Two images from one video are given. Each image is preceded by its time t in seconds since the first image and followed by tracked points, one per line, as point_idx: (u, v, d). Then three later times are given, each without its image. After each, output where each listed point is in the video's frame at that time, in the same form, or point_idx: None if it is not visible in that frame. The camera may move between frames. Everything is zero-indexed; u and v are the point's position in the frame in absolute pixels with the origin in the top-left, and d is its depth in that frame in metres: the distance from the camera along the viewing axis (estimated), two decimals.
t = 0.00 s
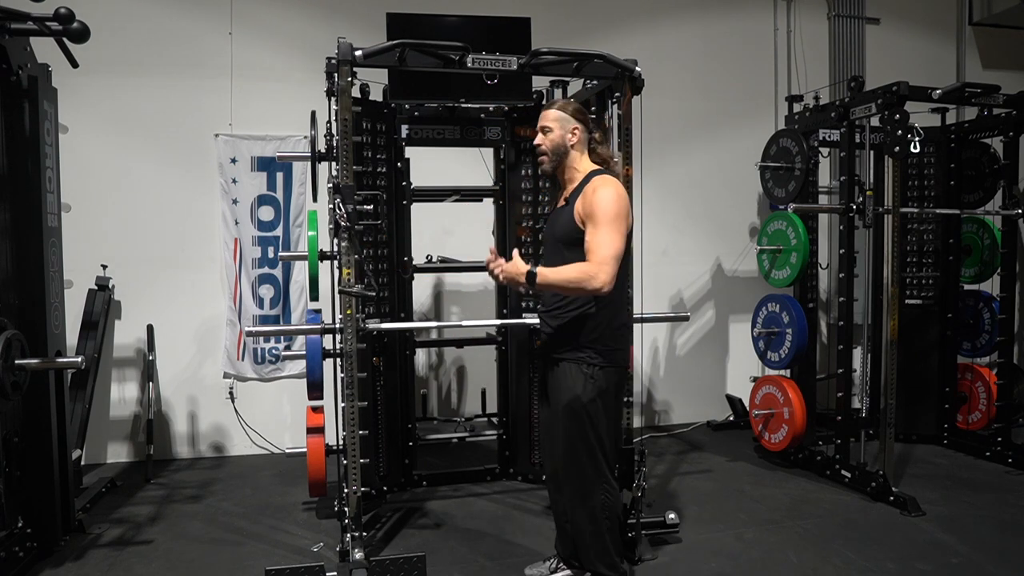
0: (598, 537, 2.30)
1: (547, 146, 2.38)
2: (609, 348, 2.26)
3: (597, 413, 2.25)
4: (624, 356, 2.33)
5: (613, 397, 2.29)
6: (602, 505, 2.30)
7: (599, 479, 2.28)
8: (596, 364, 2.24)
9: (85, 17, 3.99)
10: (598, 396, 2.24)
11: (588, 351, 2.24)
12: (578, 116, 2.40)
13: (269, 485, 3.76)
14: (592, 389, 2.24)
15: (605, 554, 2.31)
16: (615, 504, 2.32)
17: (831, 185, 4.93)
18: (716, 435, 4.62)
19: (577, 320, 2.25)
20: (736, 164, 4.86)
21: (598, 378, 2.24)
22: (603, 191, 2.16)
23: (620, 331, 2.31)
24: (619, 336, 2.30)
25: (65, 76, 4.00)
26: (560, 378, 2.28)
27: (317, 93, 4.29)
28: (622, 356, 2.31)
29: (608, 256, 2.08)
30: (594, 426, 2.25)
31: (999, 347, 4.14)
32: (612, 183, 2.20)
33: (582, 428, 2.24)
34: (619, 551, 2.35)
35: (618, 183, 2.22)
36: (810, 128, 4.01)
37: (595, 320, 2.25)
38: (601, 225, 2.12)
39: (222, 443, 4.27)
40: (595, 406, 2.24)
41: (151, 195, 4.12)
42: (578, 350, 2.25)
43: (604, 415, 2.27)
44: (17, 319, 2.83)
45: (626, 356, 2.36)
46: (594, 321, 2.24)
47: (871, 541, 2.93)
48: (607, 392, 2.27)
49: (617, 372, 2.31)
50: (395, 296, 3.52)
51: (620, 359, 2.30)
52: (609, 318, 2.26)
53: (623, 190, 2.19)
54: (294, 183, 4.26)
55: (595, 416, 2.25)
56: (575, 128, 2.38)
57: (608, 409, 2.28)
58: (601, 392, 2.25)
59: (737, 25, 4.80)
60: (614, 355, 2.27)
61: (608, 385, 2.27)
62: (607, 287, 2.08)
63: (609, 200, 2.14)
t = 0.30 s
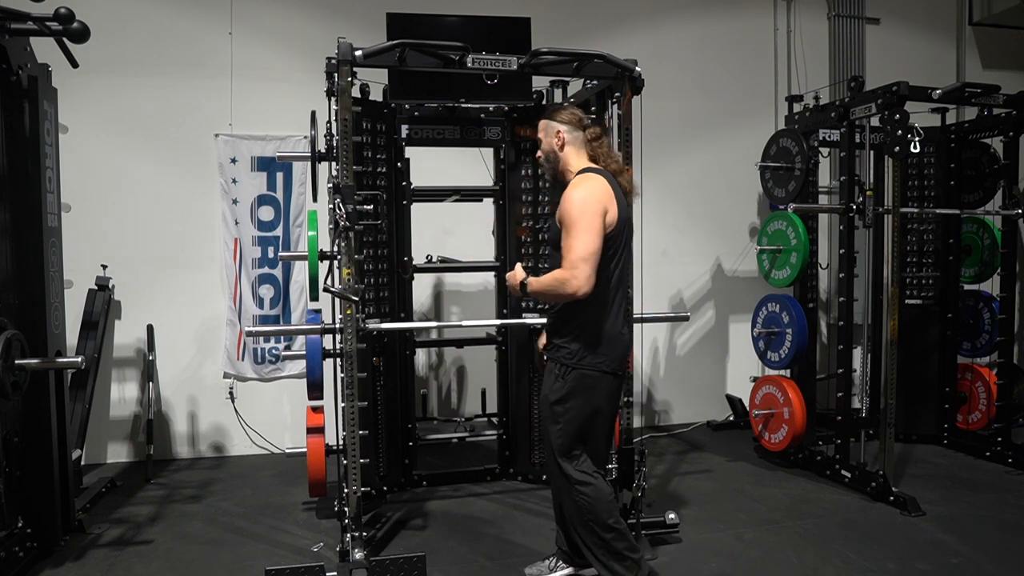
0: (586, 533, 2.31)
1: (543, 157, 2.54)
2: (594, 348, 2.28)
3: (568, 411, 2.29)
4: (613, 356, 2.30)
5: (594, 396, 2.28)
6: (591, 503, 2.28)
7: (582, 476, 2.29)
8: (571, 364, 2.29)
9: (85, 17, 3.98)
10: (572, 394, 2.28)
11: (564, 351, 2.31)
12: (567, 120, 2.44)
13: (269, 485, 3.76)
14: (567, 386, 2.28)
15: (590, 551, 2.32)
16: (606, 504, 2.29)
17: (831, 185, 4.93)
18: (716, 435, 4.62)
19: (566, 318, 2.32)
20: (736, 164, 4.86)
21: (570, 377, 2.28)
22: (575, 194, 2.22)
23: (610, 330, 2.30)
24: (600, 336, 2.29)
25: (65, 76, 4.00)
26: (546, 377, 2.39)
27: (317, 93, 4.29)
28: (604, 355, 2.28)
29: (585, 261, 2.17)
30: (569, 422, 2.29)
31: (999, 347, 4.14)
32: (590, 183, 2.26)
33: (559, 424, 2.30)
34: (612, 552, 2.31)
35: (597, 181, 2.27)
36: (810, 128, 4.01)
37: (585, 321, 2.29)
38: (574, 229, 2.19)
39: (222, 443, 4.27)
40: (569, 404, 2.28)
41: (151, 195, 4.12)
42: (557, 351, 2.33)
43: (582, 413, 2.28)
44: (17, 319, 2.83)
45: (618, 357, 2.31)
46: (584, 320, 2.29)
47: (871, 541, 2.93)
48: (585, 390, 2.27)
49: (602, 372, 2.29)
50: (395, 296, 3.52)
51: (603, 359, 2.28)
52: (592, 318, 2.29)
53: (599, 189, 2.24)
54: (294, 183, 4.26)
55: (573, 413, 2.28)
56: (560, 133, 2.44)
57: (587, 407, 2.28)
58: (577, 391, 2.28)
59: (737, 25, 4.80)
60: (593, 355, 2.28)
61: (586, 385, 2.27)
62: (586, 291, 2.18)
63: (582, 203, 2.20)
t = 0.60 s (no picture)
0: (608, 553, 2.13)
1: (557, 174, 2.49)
2: (615, 356, 2.07)
3: (588, 422, 2.11)
4: (636, 364, 2.06)
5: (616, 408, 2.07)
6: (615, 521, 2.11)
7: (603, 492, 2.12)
8: (591, 371, 2.10)
9: (86, 17, 3.99)
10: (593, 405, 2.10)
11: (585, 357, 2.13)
12: (562, 141, 2.39)
13: (269, 485, 3.76)
14: (589, 396, 2.11)
15: (611, 573, 2.13)
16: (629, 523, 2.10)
17: (831, 185, 4.92)
18: (716, 436, 4.62)
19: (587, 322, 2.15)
20: (736, 164, 4.86)
21: (592, 385, 2.11)
22: (549, 202, 2.15)
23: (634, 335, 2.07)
24: (623, 342, 2.07)
25: (65, 76, 4.01)
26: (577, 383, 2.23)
27: (317, 93, 4.29)
28: (627, 363, 2.06)
29: (538, 273, 2.14)
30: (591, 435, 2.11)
31: (1000, 347, 4.14)
32: (569, 191, 2.15)
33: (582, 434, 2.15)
34: None
35: (579, 190, 2.14)
36: (810, 128, 4.01)
37: (605, 325, 2.09)
38: (538, 238, 2.15)
39: (222, 443, 4.27)
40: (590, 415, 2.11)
41: (151, 195, 4.12)
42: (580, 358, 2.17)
43: (604, 426, 2.09)
44: (17, 319, 2.83)
45: (644, 364, 2.08)
46: (604, 325, 2.10)
47: (871, 541, 2.93)
48: (607, 401, 2.08)
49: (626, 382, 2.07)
50: (395, 295, 3.52)
51: (626, 368, 2.06)
52: (614, 322, 2.08)
53: (575, 199, 2.12)
54: (295, 183, 4.26)
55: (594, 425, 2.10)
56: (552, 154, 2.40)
57: (609, 420, 2.08)
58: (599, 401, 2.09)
59: (737, 25, 4.80)
60: (615, 362, 2.07)
61: (608, 395, 2.08)
62: (535, 304, 2.16)
63: (549, 213, 2.13)
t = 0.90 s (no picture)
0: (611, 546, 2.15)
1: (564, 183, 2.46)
2: (626, 355, 2.09)
3: (603, 420, 2.11)
4: (648, 362, 2.06)
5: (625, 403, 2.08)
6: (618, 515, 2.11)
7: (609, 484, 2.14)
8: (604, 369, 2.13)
9: (86, 17, 3.99)
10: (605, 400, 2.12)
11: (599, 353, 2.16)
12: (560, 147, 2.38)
13: (269, 485, 3.76)
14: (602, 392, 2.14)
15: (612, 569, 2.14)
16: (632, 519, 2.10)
17: (831, 185, 4.92)
18: (716, 436, 4.62)
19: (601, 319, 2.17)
20: (736, 164, 4.86)
21: (604, 384, 2.13)
22: (551, 217, 2.15)
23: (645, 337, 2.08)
24: (635, 342, 2.07)
25: (65, 76, 4.01)
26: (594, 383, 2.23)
27: (317, 93, 4.28)
28: (639, 362, 2.06)
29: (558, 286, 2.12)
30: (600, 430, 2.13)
31: (1000, 347, 4.14)
32: (568, 202, 2.16)
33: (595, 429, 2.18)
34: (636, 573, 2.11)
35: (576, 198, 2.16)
36: (810, 128, 4.01)
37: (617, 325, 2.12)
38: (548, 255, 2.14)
39: (222, 443, 4.27)
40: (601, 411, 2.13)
41: (151, 195, 4.12)
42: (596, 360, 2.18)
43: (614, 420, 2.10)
44: (17, 319, 2.83)
45: (658, 362, 2.07)
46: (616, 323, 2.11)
47: (871, 541, 2.93)
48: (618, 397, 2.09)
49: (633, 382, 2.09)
50: (395, 296, 3.52)
51: (638, 368, 2.07)
52: (627, 321, 2.09)
53: (574, 208, 2.13)
54: (295, 183, 4.26)
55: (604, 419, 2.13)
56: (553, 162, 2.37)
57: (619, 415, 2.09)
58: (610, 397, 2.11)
59: (737, 25, 4.80)
60: (624, 360, 2.09)
61: (621, 393, 2.09)
62: (562, 318, 2.15)
63: (555, 226, 2.12)
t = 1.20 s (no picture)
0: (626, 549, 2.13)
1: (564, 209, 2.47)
2: (658, 353, 2.09)
3: (635, 414, 2.11)
4: (681, 356, 2.09)
5: (657, 402, 2.10)
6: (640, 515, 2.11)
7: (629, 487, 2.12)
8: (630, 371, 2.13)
9: (87, 18, 3.99)
10: (633, 398, 2.11)
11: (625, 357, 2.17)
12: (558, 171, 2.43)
13: (268, 485, 3.76)
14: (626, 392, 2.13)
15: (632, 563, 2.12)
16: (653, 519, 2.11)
17: (831, 185, 4.91)
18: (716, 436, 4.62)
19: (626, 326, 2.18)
20: (736, 164, 4.86)
21: (635, 383, 2.12)
22: (560, 236, 2.15)
23: (674, 330, 2.09)
24: (666, 340, 2.10)
25: (65, 76, 4.01)
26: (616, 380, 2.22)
27: (317, 93, 4.28)
28: (672, 357, 2.09)
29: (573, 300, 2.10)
30: (627, 427, 2.12)
31: (1000, 347, 4.14)
32: (574, 219, 2.17)
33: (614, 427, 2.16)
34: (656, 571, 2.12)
35: (583, 216, 2.18)
36: (810, 128, 4.01)
37: (643, 325, 2.12)
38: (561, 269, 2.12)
39: (222, 443, 4.27)
40: (629, 410, 2.12)
41: (151, 195, 4.12)
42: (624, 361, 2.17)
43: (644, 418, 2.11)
44: (17, 319, 2.83)
45: (689, 356, 2.10)
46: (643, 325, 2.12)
47: (871, 541, 2.93)
48: (647, 394, 2.10)
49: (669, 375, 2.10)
50: (395, 295, 3.52)
51: (672, 364, 2.09)
52: (654, 321, 2.11)
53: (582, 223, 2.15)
54: (295, 183, 4.26)
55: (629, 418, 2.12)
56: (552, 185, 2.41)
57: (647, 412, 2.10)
58: (638, 396, 2.11)
59: (737, 25, 4.80)
60: (656, 356, 2.10)
61: (652, 392, 2.10)
62: (582, 332, 2.12)
63: (564, 243, 2.13)
